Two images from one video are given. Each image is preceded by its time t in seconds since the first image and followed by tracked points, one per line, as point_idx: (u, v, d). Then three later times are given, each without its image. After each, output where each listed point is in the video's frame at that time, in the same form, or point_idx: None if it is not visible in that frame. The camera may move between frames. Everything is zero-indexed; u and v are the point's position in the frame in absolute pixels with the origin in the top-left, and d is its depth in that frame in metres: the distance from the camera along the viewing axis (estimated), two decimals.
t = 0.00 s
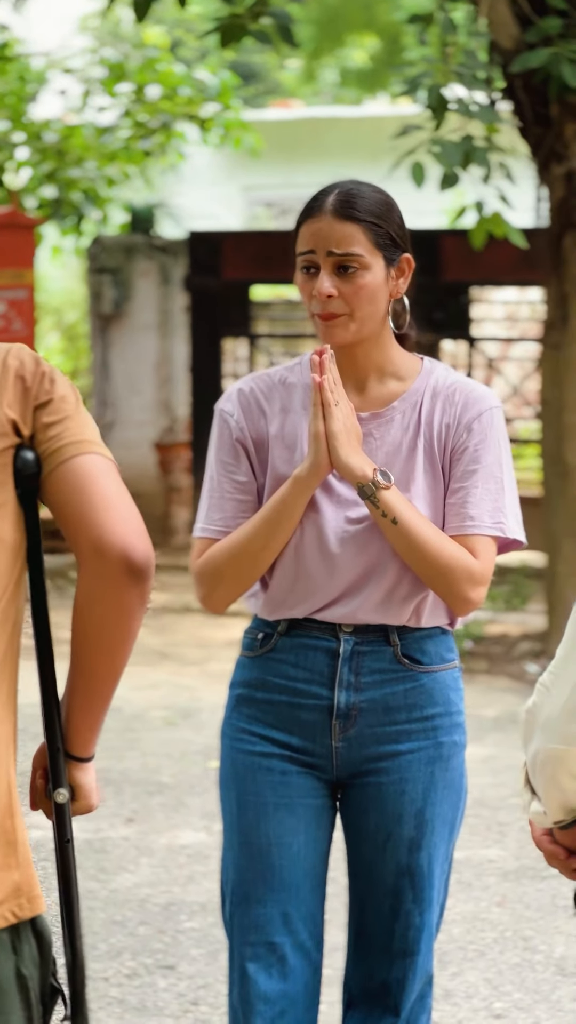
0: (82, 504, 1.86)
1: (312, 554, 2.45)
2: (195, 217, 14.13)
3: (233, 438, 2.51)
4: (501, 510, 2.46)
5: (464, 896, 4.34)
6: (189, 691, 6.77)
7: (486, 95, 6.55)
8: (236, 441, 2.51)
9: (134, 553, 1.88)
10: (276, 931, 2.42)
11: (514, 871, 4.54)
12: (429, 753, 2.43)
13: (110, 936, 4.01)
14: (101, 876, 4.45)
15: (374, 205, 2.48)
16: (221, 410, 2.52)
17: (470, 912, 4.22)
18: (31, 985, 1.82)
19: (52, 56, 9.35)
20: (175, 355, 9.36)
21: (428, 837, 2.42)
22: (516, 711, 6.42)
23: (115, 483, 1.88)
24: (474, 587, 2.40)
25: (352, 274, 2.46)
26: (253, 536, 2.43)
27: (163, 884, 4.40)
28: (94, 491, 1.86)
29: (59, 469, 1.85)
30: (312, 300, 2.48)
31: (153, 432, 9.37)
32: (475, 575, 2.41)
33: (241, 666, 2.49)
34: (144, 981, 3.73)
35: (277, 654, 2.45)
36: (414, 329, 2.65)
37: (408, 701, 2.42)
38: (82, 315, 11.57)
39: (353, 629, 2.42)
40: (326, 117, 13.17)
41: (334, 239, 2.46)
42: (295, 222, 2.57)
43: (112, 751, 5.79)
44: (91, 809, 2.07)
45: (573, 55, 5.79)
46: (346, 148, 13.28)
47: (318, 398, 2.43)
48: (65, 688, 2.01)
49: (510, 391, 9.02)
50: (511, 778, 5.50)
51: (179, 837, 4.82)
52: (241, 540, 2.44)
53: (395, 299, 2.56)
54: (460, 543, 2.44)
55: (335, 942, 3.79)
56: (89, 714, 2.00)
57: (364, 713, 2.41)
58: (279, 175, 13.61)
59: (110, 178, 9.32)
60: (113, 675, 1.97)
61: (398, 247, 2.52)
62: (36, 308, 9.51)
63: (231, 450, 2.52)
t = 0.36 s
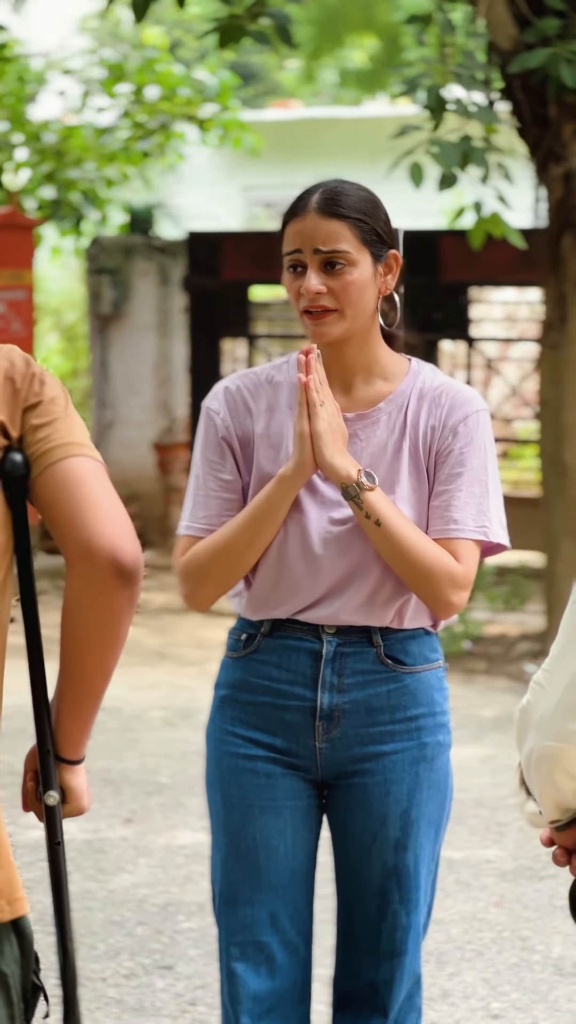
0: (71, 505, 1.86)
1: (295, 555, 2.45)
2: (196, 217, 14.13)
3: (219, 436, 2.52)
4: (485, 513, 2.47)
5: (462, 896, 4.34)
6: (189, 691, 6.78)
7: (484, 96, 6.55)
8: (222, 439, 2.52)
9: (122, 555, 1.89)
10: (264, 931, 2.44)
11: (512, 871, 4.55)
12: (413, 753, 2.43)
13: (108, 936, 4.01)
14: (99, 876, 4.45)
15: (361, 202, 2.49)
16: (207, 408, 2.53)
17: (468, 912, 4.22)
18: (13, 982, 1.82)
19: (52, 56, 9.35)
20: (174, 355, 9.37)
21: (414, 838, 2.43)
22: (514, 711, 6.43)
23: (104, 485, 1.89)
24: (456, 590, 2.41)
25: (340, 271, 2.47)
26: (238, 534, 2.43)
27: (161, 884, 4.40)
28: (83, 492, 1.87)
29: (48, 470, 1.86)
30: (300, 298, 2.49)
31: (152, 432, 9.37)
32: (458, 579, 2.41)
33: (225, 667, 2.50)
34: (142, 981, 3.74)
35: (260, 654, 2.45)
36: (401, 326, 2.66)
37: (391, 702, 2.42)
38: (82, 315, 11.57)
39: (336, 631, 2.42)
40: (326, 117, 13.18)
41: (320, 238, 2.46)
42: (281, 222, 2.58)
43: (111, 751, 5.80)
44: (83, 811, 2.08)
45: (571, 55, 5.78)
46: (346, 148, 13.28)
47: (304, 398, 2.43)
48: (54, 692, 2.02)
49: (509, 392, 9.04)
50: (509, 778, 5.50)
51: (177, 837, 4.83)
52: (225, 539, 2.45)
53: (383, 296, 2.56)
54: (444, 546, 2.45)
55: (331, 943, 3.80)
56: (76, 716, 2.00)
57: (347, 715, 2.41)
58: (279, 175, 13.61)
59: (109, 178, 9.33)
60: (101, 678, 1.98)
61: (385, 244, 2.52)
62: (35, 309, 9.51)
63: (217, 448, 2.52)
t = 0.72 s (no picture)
0: (58, 510, 1.88)
1: (282, 555, 2.46)
2: (194, 218, 14.14)
3: (206, 435, 2.53)
4: (473, 514, 2.47)
5: (459, 897, 4.35)
6: (187, 692, 6.79)
7: (482, 96, 6.56)
8: (209, 438, 2.53)
9: (110, 561, 1.90)
10: (253, 934, 2.44)
11: (509, 872, 4.55)
12: (401, 756, 2.43)
13: (104, 938, 4.01)
14: (96, 878, 4.46)
15: (349, 200, 2.50)
16: (195, 406, 2.54)
17: (464, 913, 4.22)
18: None
19: (50, 57, 9.36)
20: (173, 357, 9.38)
21: (402, 840, 2.43)
22: (511, 712, 6.43)
23: (91, 489, 1.90)
24: (443, 591, 2.41)
25: (327, 266, 2.47)
26: (224, 534, 2.43)
27: (158, 886, 4.41)
28: (71, 497, 1.88)
29: (36, 474, 1.87)
30: (286, 293, 2.49)
31: (150, 433, 9.37)
32: (445, 580, 2.41)
33: (213, 670, 2.50)
34: (139, 982, 3.74)
35: (246, 658, 2.45)
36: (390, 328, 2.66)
37: (378, 705, 2.43)
38: (81, 316, 11.57)
39: (322, 635, 2.43)
40: (325, 117, 13.20)
41: (307, 233, 2.47)
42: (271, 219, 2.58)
43: (108, 753, 5.80)
44: (74, 815, 2.07)
45: (569, 56, 5.78)
46: (344, 149, 13.30)
47: (291, 398, 2.43)
48: (43, 699, 2.02)
49: (507, 393, 9.04)
50: (506, 779, 5.50)
51: (174, 838, 4.83)
52: (210, 539, 2.45)
53: (371, 295, 2.56)
54: (431, 547, 2.45)
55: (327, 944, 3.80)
56: (65, 724, 2.01)
57: (335, 718, 2.42)
58: (278, 176, 13.63)
59: (107, 179, 9.35)
60: (89, 685, 1.99)
61: (373, 243, 2.53)
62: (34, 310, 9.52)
63: (204, 447, 2.53)
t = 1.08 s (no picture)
0: (53, 512, 1.87)
1: (280, 554, 2.46)
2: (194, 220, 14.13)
3: (205, 433, 2.52)
4: (471, 514, 2.46)
5: (458, 899, 4.34)
6: (186, 693, 6.78)
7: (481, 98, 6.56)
8: (208, 437, 2.52)
9: (106, 563, 1.89)
10: (252, 936, 2.44)
11: (508, 874, 4.55)
12: (398, 759, 2.43)
13: (103, 940, 4.01)
14: (94, 880, 4.45)
15: (347, 201, 2.49)
16: (193, 405, 2.54)
17: (463, 916, 4.22)
18: None
19: (49, 59, 9.37)
20: (172, 359, 9.39)
21: (400, 843, 2.42)
22: (511, 715, 6.42)
23: (87, 490, 1.90)
24: (439, 590, 2.40)
25: (322, 268, 2.47)
26: (221, 533, 2.43)
27: (157, 888, 4.40)
28: (66, 499, 1.87)
29: (30, 477, 1.87)
30: (283, 295, 2.49)
31: (149, 435, 9.37)
32: (441, 579, 2.41)
33: (211, 672, 2.50)
34: (138, 985, 3.74)
35: (244, 660, 2.45)
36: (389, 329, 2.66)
37: (376, 707, 2.42)
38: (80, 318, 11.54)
39: (320, 636, 2.43)
40: (324, 119, 13.20)
41: (303, 234, 2.46)
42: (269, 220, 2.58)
43: (107, 755, 5.79)
44: (70, 824, 2.08)
45: (568, 58, 5.78)
46: (343, 151, 13.31)
47: (289, 396, 2.43)
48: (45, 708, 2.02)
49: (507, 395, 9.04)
50: (505, 781, 5.50)
51: (173, 841, 4.82)
52: (208, 538, 2.45)
53: (368, 297, 2.56)
54: (428, 547, 2.45)
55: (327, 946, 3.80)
56: (66, 730, 2.00)
57: (332, 721, 2.41)
58: (277, 178, 13.64)
59: (106, 182, 9.35)
60: (90, 690, 1.98)
61: (371, 245, 2.52)
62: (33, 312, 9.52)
63: (202, 446, 2.53)
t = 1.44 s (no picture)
0: (55, 513, 1.87)
1: (283, 558, 2.47)
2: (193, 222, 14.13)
3: (214, 438, 2.54)
4: (473, 521, 2.47)
5: (458, 901, 4.34)
6: (186, 695, 6.79)
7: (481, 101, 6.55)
8: (217, 441, 2.54)
9: (110, 562, 1.89)
10: (255, 936, 2.44)
11: (508, 876, 4.55)
12: (402, 762, 2.43)
13: (104, 942, 4.01)
14: (95, 882, 4.45)
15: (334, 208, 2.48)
16: (204, 409, 2.56)
17: (463, 918, 4.22)
18: None
19: (50, 61, 9.37)
20: (172, 360, 9.39)
21: (402, 846, 2.42)
22: (511, 717, 6.42)
23: (89, 491, 1.90)
24: (439, 596, 2.40)
25: (305, 277, 2.48)
26: (226, 536, 2.45)
27: (157, 890, 4.40)
28: (68, 500, 1.88)
29: (32, 479, 1.87)
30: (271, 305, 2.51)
31: (149, 437, 9.37)
32: (441, 585, 2.41)
33: (220, 672, 2.52)
34: (138, 986, 3.74)
35: (251, 659, 2.47)
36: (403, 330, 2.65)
37: (380, 710, 2.43)
38: (80, 320, 11.53)
39: (325, 637, 2.43)
40: (324, 121, 13.20)
41: (284, 244, 2.48)
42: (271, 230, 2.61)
43: (107, 757, 5.80)
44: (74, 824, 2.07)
45: (568, 61, 5.78)
46: (344, 153, 13.31)
47: (291, 401, 2.44)
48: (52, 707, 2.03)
49: (507, 397, 9.04)
50: (506, 783, 5.50)
51: (174, 843, 4.82)
52: (215, 541, 2.46)
53: (366, 301, 2.54)
54: (430, 553, 2.45)
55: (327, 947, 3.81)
56: (74, 727, 2.01)
57: (336, 722, 2.42)
58: (278, 179, 13.65)
59: (107, 184, 9.36)
60: (97, 687, 1.99)
61: (360, 250, 2.50)
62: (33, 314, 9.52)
63: (212, 450, 2.55)
